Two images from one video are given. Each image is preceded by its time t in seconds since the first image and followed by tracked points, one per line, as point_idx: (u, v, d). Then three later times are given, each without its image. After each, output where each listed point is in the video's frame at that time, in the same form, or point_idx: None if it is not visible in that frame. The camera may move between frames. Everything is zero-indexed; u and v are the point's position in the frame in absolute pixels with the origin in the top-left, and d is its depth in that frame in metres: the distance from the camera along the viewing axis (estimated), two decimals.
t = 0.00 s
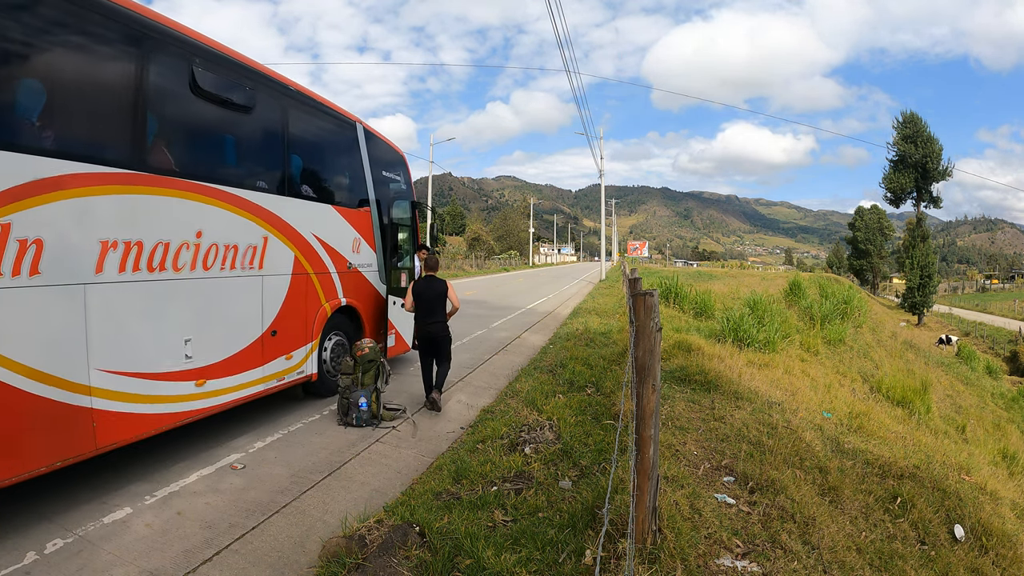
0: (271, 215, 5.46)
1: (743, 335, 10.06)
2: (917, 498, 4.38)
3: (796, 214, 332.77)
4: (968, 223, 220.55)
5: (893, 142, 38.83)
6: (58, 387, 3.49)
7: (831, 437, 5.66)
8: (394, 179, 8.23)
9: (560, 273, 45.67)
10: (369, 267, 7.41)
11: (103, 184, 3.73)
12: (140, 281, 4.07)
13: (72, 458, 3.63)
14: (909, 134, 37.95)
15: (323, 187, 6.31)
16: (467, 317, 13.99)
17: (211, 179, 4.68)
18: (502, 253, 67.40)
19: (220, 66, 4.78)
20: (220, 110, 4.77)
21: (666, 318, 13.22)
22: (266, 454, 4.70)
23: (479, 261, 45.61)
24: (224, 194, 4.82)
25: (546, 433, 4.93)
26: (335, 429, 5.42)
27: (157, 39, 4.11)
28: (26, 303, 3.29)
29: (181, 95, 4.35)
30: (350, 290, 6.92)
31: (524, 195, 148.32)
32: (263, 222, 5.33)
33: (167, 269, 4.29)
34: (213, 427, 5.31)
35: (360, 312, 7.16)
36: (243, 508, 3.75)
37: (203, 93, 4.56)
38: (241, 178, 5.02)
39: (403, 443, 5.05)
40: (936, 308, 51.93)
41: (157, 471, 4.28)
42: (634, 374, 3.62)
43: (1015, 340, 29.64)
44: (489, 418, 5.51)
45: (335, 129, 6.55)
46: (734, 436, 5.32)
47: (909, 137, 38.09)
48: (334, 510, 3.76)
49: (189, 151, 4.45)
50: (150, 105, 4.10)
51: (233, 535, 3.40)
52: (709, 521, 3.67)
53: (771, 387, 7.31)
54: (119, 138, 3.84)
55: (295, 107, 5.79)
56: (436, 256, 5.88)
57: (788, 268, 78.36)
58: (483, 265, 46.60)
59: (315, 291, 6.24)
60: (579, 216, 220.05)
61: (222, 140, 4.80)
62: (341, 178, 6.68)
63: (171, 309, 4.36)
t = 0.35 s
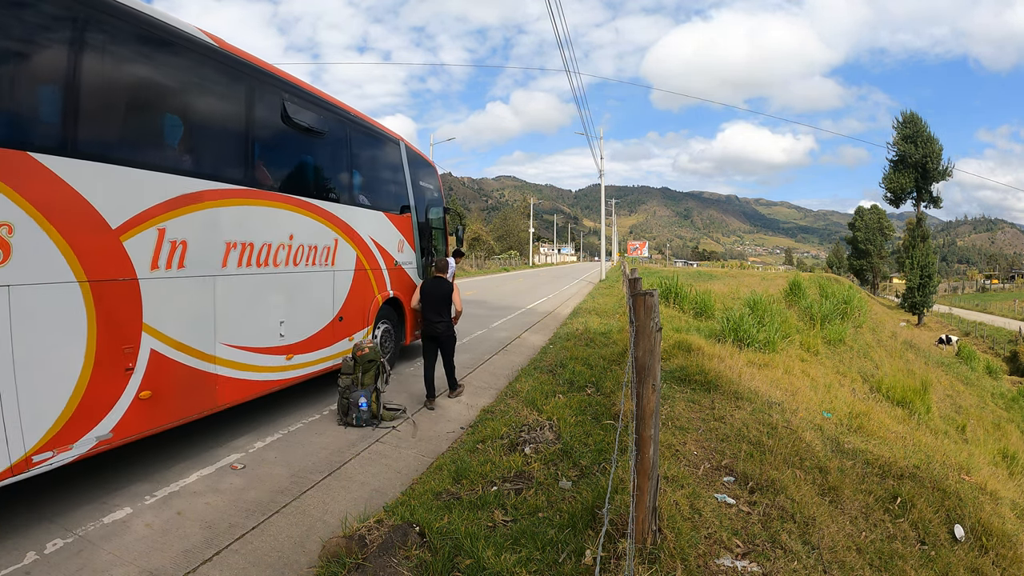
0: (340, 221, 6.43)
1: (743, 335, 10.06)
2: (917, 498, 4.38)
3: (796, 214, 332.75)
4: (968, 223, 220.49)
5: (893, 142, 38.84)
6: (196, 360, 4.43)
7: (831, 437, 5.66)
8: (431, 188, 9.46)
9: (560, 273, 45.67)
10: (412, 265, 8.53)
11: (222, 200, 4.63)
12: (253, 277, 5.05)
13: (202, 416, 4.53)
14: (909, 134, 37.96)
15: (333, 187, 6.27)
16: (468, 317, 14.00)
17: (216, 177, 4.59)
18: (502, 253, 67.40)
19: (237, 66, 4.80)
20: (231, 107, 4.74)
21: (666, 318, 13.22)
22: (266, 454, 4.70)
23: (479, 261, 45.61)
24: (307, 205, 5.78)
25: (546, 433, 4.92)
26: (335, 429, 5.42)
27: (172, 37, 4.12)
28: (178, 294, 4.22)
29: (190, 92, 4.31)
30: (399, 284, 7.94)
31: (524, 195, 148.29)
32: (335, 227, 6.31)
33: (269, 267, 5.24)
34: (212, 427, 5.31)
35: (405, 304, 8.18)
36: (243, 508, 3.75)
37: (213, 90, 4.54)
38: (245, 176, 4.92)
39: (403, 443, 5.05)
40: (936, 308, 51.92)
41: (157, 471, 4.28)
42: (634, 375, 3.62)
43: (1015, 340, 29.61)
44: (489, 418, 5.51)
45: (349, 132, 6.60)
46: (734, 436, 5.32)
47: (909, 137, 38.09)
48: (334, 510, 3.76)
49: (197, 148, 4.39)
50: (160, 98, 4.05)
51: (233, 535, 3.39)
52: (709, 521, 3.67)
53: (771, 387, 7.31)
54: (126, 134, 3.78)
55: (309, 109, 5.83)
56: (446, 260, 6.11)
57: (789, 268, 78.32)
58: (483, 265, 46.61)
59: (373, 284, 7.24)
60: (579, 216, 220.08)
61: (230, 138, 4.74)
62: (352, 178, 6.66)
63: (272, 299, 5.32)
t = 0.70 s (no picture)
0: (384, 225, 7.40)
1: (743, 335, 10.06)
2: (917, 497, 4.38)
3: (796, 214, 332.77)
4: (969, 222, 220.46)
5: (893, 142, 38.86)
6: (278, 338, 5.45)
7: (831, 437, 5.66)
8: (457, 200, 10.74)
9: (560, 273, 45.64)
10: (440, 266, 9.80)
11: (295, 209, 5.60)
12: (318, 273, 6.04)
13: (280, 386, 5.51)
14: (909, 134, 37.99)
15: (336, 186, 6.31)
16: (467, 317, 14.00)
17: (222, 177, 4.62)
18: (502, 253, 67.38)
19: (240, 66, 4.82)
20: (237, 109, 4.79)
21: (666, 318, 13.22)
22: (266, 454, 4.69)
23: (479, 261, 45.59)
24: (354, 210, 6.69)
25: (546, 433, 4.92)
26: (335, 429, 5.42)
27: (173, 39, 4.12)
28: (266, 284, 5.23)
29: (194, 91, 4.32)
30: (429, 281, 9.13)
31: (524, 195, 148.27)
32: (379, 230, 7.28)
33: (331, 264, 6.26)
34: (212, 427, 5.30)
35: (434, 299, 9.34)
36: (243, 508, 3.75)
37: (217, 90, 4.56)
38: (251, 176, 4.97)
39: (403, 443, 5.05)
40: (936, 308, 51.92)
41: (157, 471, 4.28)
42: (634, 375, 3.62)
43: (1015, 340, 29.61)
44: (489, 418, 5.51)
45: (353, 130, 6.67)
46: (734, 436, 5.32)
47: (909, 137, 38.11)
48: (334, 510, 3.76)
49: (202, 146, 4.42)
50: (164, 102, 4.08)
51: (233, 535, 3.39)
52: (709, 521, 3.67)
53: (771, 387, 7.31)
54: (132, 134, 3.81)
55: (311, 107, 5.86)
56: (458, 259, 6.40)
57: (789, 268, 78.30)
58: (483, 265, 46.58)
59: (408, 280, 8.20)
60: (579, 216, 220.07)
61: (237, 138, 4.80)
62: (354, 176, 6.68)
63: (333, 293, 6.36)
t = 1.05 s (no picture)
0: (410, 226, 8.25)
1: (743, 335, 10.06)
2: (917, 498, 4.38)
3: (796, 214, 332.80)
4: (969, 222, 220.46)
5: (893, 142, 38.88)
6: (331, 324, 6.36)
7: (831, 437, 5.66)
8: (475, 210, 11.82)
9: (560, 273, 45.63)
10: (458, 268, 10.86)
11: (343, 214, 6.45)
12: (361, 269, 6.95)
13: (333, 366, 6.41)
14: (909, 134, 38.00)
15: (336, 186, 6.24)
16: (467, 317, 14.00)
17: (232, 178, 4.69)
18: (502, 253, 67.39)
19: (269, 79, 5.12)
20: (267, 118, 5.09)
21: (667, 318, 13.22)
22: (266, 454, 4.70)
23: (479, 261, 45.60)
24: (384, 213, 7.40)
25: (546, 433, 4.92)
26: (335, 428, 5.42)
27: (208, 55, 4.40)
28: (323, 279, 6.13)
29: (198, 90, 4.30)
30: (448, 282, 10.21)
31: (524, 195, 148.25)
32: (408, 232, 8.15)
33: (374, 264, 7.26)
34: (212, 427, 5.30)
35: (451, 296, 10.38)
36: (243, 508, 3.75)
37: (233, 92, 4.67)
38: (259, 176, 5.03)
39: (403, 443, 5.05)
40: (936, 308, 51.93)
41: (157, 471, 4.28)
42: (634, 375, 3.62)
43: (1015, 340, 29.62)
44: (489, 418, 5.51)
45: (372, 137, 7.03)
46: (734, 436, 5.32)
47: (909, 137, 38.12)
48: (334, 510, 3.76)
49: (200, 145, 4.35)
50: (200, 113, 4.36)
51: (233, 535, 3.39)
52: (709, 521, 3.67)
53: (771, 387, 7.31)
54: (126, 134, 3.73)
55: (321, 109, 5.94)
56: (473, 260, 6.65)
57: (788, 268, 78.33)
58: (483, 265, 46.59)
59: (433, 279, 9.26)
60: (579, 216, 220.07)
61: (247, 139, 4.85)
62: (354, 175, 6.61)
63: (375, 289, 7.36)
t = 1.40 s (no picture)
0: (431, 228, 8.94)
1: (743, 335, 10.06)
2: (917, 498, 4.38)
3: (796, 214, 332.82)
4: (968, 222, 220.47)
5: (893, 142, 38.89)
6: (365, 316, 7.07)
7: (831, 437, 5.67)
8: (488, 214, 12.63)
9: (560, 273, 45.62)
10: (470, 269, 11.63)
11: (375, 219, 7.11)
12: (390, 268, 7.65)
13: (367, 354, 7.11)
14: (909, 134, 38.01)
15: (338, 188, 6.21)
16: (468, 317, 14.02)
17: (236, 178, 4.69)
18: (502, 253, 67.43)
19: (313, 100, 5.71)
20: (310, 135, 5.65)
21: (667, 318, 13.23)
22: (267, 454, 4.70)
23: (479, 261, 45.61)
24: (409, 217, 8.05)
25: (546, 433, 4.92)
26: (335, 428, 5.42)
27: (263, 81, 4.98)
28: (360, 276, 6.86)
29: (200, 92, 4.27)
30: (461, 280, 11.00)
31: (524, 195, 148.20)
32: (429, 234, 8.85)
33: (402, 263, 7.98)
34: (212, 427, 5.30)
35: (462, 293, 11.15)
36: (244, 508, 3.75)
37: (238, 94, 4.68)
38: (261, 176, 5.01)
39: (403, 443, 5.06)
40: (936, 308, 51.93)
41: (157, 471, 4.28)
42: (634, 375, 3.62)
43: (1015, 340, 29.63)
44: (489, 418, 5.51)
45: (392, 144, 7.41)
46: (734, 436, 5.32)
47: (909, 137, 38.14)
48: (334, 510, 3.76)
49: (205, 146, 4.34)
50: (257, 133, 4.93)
51: (233, 535, 3.39)
52: (709, 521, 3.67)
53: (771, 387, 7.31)
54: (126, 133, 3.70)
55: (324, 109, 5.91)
56: (475, 259, 6.97)
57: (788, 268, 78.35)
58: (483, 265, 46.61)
59: (450, 277, 10.03)
60: (579, 216, 220.09)
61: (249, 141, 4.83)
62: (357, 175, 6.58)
63: (402, 285, 8.08)
